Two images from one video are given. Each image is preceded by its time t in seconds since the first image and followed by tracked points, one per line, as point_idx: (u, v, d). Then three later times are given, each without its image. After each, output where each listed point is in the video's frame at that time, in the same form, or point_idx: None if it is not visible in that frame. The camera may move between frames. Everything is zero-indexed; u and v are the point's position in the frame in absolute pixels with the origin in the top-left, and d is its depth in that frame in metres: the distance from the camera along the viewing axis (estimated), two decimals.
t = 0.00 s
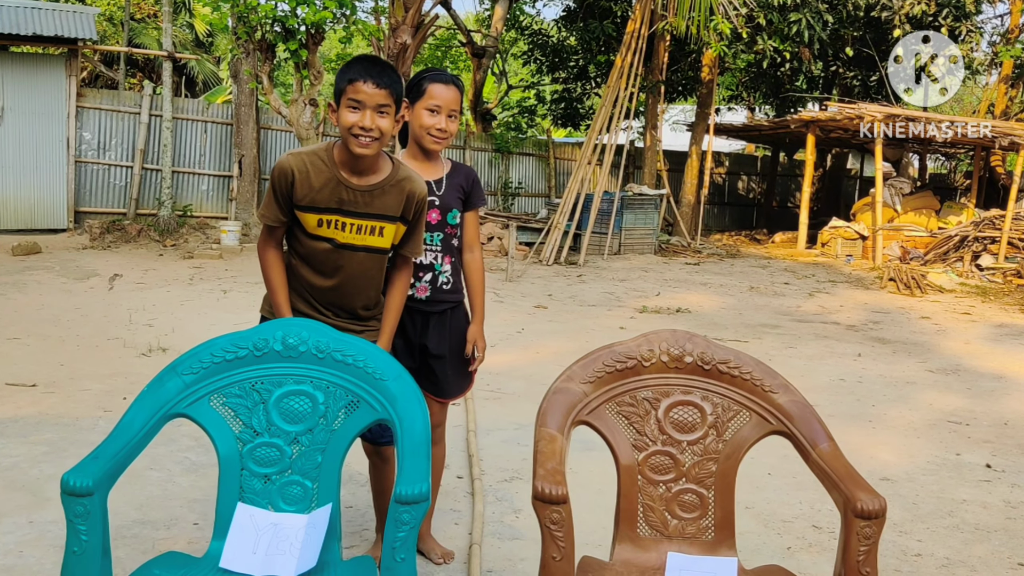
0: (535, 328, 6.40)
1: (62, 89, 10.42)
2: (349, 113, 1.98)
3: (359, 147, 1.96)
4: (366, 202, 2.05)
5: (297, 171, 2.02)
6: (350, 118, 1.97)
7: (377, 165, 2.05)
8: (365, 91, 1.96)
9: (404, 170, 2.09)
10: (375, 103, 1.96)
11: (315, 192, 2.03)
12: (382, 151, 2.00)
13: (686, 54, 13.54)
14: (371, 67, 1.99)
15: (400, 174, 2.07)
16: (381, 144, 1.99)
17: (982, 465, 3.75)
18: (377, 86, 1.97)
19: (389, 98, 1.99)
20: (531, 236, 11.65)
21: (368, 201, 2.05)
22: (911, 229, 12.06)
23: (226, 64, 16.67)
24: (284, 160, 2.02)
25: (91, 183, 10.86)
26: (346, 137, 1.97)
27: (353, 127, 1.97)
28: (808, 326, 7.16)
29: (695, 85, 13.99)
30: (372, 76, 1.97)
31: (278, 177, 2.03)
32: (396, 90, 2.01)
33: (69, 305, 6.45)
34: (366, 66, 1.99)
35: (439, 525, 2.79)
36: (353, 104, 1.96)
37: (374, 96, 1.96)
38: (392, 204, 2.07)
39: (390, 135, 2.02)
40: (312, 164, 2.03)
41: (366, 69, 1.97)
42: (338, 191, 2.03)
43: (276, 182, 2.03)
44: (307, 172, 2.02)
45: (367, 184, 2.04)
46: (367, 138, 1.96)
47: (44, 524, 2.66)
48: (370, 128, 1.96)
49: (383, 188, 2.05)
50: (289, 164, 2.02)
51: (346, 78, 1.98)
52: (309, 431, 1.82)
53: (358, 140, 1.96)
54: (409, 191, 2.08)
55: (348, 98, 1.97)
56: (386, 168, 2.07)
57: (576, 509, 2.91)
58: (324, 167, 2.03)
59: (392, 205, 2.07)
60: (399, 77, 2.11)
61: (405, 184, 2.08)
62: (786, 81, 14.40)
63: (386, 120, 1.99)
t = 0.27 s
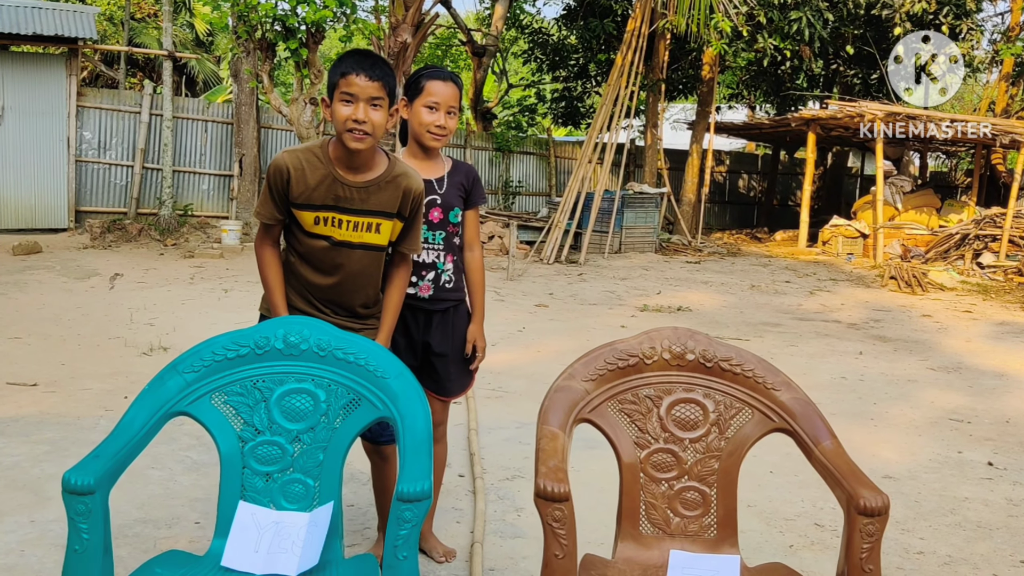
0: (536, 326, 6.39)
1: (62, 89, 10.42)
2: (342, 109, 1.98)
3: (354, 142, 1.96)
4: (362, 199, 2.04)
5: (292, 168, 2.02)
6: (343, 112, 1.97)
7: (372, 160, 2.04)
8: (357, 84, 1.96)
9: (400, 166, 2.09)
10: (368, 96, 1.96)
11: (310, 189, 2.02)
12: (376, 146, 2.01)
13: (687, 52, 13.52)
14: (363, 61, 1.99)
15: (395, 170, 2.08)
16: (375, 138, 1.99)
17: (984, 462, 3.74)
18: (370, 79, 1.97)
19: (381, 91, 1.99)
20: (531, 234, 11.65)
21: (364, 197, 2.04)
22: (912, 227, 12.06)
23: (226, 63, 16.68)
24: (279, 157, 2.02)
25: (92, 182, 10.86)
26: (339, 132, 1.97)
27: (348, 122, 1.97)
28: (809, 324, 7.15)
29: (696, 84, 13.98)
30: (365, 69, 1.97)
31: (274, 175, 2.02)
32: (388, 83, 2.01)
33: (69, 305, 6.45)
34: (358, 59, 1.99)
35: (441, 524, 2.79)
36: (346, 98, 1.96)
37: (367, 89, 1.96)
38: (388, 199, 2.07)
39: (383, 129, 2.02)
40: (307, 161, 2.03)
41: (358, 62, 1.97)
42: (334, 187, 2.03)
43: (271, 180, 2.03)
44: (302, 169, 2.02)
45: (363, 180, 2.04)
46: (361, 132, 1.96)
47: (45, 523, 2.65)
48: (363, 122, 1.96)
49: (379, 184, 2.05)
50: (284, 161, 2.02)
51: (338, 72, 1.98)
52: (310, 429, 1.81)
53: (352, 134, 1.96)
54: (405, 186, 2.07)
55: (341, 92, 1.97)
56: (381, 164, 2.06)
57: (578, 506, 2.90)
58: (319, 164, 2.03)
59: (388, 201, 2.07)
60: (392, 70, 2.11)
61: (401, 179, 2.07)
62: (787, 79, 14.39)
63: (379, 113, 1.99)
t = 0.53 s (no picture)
0: (538, 326, 6.39)
1: (63, 89, 10.42)
2: (340, 107, 1.97)
3: (353, 141, 1.96)
4: (363, 198, 2.04)
5: (292, 169, 2.01)
6: (342, 111, 1.96)
7: (373, 159, 2.04)
8: (355, 82, 1.95)
9: (400, 164, 2.08)
10: (366, 94, 1.96)
11: (311, 190, 2.02)
12: (375, 145, 2.00)
13: (688, 51, 13.51)
14: (360, 59, 1.98)
15: (396, 169, 2.07)
16: (375, 136, 1.98)
17: (986, 462, 3.74)
18: (367, 77, 1.97)
19: (380, 88, 1.98)
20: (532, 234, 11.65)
21: (365, 197, 2.04)
22: (914, 226, 12.05)
23: (227, 64, 16.69)
24: (280, 158, 2.02)
25: (93, 182, 10.86)
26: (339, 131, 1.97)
27: (347, 120, 1.96)
28: (811, 324, 7.15)
29: (697, 83, 13.97)
30: (362, 67, 1.96)
31: (274, 176, 2.02)
32: (386, 81, 2.00)
33: (71, 305, 6.45)
34: (355, 57, 1.98)
35: (443, 524, 2.79)
36: (344, 96, 1.96)
37: (364, 87, 1.96)
38: (389, 198, 2.06)
39: (382, 127, 2.01)
40: (307, 161, 2.03)
41: (356, 60, 1.96)
42: (335, 186, 2.03)
43: (272, 181, 2.02)
44: (303, 170, 2.02)
45: (363, 179, 2.03)
46: (360, 131, 1.95)
47: (48, 524, 2.65)
48: (362, 120, 1.96)
49: (380, 183, 2.04)
50: (285, 162, 2.01)
51: (336, 71, 1.97)
52: (314, 430, 1.81)
53: (351, 133, 1.95)
54: (406, 185, 2.07)
55: (339, 90, 1.96)
56: (381, 163, 2.06)
57: (581, 507, 2.90)
58: (319, 165, 2.02)
59: (389, 200, 2.06)
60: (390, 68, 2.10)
61: (402, 178, 2.07)
62: (787, 78, 14.37)
63: (378, 111, 1.98)
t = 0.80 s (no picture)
0: (539, 326, 6.38)
1: (64, 89, 10.43)
2: (356, 117, 1.97)
3: (369, 151, 1.95)
4: (376, 207, 2.04)
5: (305, 177, 2.01)
6: (358, 121, 1.95)
7: (387, 167, 2.04)
8: (371, 92, 1.95)
9: (413, 173, 2.08)
10: (381, 104, 1.95)
11: (325, 198, 2.02)
12: (389, 155, 2.00)
13: (688, 50, 13.51)
14: (375, 69, 1.98)
15: (409, 177, 2.07)
16: (389, 146, 1.98)
17: (988, 460, 3.73)
18: (382, 87, 1.96)
19: (395, 98, 1.98)
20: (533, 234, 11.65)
21: (379, 205, 2.04)
22: (915, 225, 12.05)
23: (227, 63, 16.69)
24: (293, 168, 2.01)
25: (94, 182, 10.87)
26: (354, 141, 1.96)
27: (363, 130, 1.96)
28: (812, 323, 7.14)
29: (697, 82, 13.98)
30: (377, 77, 1.96)
31: (288, 185, 2.01)
32: (400, 90, 2.00)
33: (72, 305, 6.45)
34: (370, 68, 1.98)
35: (444, 524, 2.79)
36: (359, 106, 1.95)
37: (380, 97, 1.95)
38: (402, 207, 2.06)
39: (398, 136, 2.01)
40: (320, 170, 2.02)
41: (372, 70, 1.96)
42: (348, 195, 2.02)
43: (285, 189, 2.02)
44: (317, 178, 2.01)
45: (377, 188, 2.03)
46: (377, 140, 1.95)
47: (49, 523, 2.65)
48: (379, 129, 1.96)
49: (394, 192, 2.04)
50: (298, 171, 2.00)
51: (351, 79, 1.97)
52: (316, 428, 1.81)
53: (368, 142, 1.95)
54: (419, 194, 2.07)
55: (354, 100, 1.96)
56: (395, 171, 2.06)
57: (583, 506, 2.90)
58: (332, 173, 2.02)
59: (402, 209, 2.06)
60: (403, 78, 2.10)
61: (414, 187, 2.07)
62: (788, 77, 14.37)
63: (393, 121, 1.98)
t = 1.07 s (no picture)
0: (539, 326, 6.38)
1: (64, 90, 10.43)
2: (431, 57, 1.97)
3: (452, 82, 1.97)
4: (469, 123, 2.05)
5: (393, 123, 2.01)
6: (435, 60, 1.96)
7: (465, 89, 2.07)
8: (445, 30, 1.93)
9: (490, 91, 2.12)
10: (456, 41, 1.96)
11: (418, 133, 2.02)
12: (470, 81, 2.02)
13: (687, 51, 13.52)
14: (443, 6, 1.98)
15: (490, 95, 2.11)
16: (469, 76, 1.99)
17: (988, 461, 3.74)
18: (456, 23, 1.96)
19: (466, 32, 1.97)
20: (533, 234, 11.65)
21: (469, 122, 2.05)
22: (914, 225, 12.06)
23: (227, 64, 16.71)
24: (378, 119, 2.02)
25: (93, 183, 10.88)
26: (435, 79, 1.98)
27: (441, 69, 1.97)
28: (811, 323, 7.14)
29: (697, 82, 13.99)
30: (448, 14, 1.96)
31: (375, 135, 2.02)
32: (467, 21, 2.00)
33: (72, 305, 6.46)
34: (437, 6, 1.98)
35: (444, 525, 2.79)
36: (434, 45, 1.96)
37: (454, 34, 1.95)
38: (490, 121, 2.09)
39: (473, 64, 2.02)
40: (404, 117, 2.03)
41: (438, 8, 1.96)
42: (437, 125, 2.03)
43: (372, 140, 2.03)
44: (405, 121, 2.02)
45: (464, 108, 2.06)
46: (460, 69, 1.97)
47: (50, 525, 2.66)
48: (455, 65, 1.97)
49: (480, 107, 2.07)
50: (382, 123, 2.01)
51: (418, 20, 1.97)
52: (316, 431, 1.81)
53: (448, 75, 1.96)
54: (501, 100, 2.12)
55: (427, 41, 1.95)
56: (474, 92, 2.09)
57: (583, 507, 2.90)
58: (418, 113, 2.03)
59: (492, 119, 2.09)
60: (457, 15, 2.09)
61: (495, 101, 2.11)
62: (788, 77, 14.38)
63: (468, 55, 1.99)
